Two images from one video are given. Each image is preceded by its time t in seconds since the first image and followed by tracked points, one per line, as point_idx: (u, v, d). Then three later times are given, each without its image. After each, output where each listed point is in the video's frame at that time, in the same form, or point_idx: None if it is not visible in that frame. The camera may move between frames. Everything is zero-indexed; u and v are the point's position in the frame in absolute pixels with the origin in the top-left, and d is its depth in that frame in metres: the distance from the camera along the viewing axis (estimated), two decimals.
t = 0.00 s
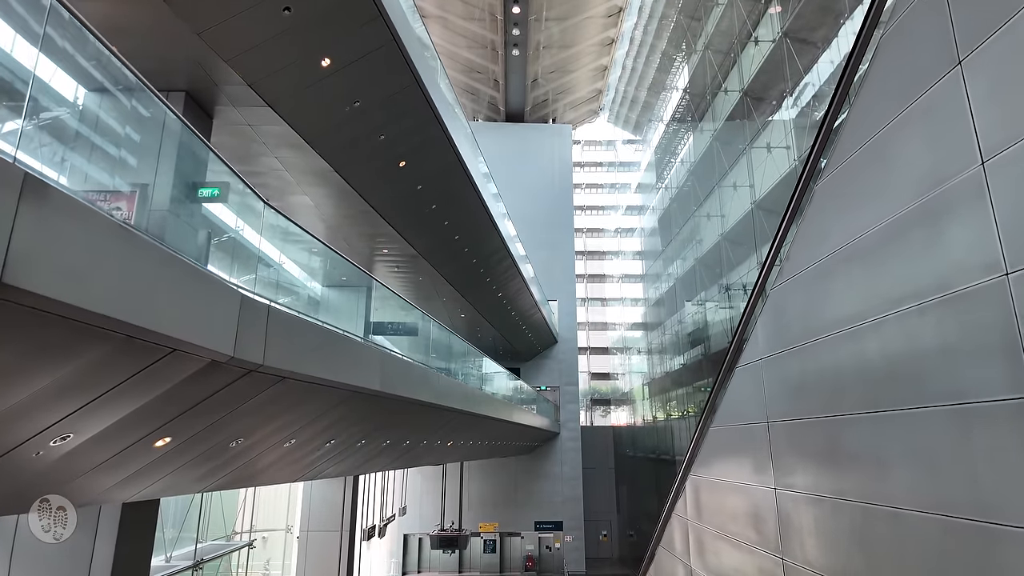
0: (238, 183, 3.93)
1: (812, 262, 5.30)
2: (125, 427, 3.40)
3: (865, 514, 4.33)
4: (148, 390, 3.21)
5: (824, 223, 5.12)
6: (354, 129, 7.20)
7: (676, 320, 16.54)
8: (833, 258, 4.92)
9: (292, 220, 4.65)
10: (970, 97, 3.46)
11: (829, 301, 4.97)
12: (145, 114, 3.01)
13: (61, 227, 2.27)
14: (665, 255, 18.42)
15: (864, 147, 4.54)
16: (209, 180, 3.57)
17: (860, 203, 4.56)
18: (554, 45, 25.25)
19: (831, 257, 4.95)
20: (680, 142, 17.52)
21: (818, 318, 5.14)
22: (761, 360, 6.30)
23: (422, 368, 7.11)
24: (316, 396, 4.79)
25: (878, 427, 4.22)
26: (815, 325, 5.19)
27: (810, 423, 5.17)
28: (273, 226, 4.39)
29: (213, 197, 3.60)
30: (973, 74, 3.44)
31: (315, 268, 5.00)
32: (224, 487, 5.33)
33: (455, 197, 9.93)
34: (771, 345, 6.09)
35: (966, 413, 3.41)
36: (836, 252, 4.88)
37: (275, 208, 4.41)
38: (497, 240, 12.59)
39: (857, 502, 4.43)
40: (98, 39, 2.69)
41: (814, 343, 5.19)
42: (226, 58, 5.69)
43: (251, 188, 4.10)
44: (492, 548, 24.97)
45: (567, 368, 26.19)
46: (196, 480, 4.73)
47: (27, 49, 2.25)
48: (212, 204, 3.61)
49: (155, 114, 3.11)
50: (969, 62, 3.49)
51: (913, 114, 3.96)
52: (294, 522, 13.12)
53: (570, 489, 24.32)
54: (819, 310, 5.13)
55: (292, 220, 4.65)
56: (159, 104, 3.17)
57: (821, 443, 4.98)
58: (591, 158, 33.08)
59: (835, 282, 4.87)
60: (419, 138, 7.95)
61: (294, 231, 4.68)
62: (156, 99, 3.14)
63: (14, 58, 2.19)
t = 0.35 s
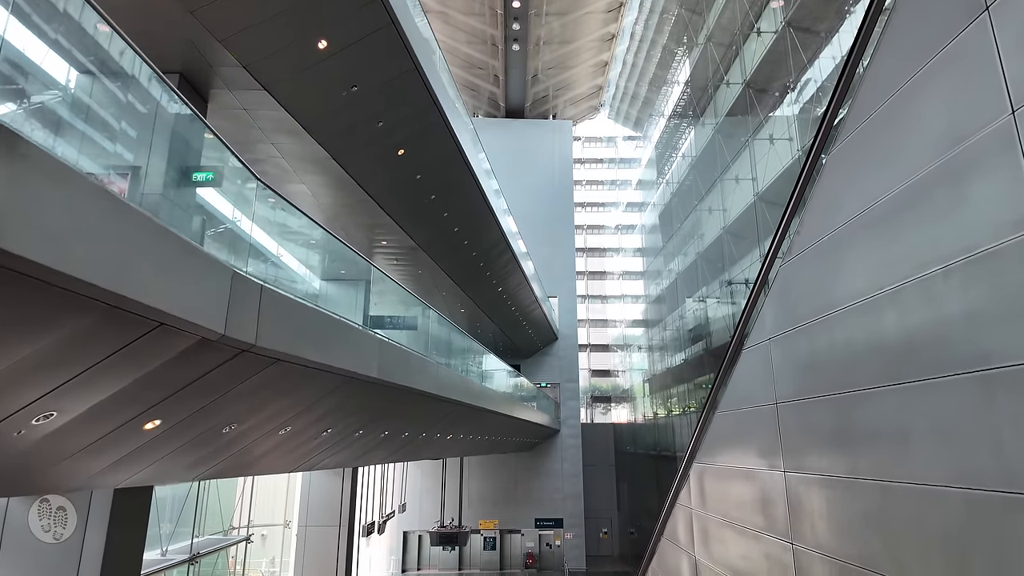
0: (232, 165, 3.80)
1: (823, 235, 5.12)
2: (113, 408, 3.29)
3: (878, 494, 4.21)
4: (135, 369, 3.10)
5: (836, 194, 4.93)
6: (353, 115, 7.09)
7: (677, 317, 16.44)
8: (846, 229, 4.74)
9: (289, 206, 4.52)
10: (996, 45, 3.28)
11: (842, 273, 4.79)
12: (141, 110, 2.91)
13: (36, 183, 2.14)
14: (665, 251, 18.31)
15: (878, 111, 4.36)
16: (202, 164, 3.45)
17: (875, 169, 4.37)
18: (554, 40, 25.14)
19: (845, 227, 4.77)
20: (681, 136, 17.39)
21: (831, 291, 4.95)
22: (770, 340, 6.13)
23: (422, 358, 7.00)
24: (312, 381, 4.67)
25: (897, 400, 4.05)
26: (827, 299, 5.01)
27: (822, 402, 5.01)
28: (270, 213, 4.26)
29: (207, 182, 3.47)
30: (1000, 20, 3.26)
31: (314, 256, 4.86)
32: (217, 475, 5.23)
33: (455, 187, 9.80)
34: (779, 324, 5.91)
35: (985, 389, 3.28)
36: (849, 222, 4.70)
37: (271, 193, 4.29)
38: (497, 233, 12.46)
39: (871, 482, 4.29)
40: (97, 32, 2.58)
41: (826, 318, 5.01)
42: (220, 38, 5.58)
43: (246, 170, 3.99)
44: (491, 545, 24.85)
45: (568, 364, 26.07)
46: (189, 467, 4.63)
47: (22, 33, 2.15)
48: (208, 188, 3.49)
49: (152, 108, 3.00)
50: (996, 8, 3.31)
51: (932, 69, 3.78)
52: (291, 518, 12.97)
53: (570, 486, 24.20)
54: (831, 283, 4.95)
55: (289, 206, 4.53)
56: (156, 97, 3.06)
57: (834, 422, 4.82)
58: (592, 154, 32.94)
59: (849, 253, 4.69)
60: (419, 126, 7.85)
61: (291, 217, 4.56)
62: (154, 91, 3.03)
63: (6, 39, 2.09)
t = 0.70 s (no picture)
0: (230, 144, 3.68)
1: (836, 198, 4.76)
2: (100, 383, 3.19)
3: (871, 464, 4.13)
4: (122, 341, 3.00)
5: (850, 154, 4.59)
6: (350, 96, 6.96)
7: (678, 310, 16.30)
8: (861, 189, 4.38)
9: (289, 187, 4.40)
10: None
11: (856, 237, 4.43)
12: (138, 103, 2.83)
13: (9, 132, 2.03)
14: (666, 243, 18.19)
15: (895, 63, 4.04)
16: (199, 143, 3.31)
17: (890, 124, 4.05)
18: (554, 30, 24.94)
19: (859, 188, 4.42)
20: (683, 126, 17.19)
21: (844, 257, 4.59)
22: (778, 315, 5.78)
23: (421, 343, 6.88)
24: (307, 361, 4.55)
25: (914, 367, 3.74)
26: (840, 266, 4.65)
27: (833, 375, 4.68)
28: (270, 194, 4.14)
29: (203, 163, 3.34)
30: None
31: (314, 241, 4.75)
32: (211, 459, 5.13)
33: (454, 173, 9.67)
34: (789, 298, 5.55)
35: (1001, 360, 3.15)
36: (864, 182, 4.35)
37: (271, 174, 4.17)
38: (498, 221, 12.33)
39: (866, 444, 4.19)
40: (94, 21, 2.51)
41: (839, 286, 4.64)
42: (214, 12, 5.45)
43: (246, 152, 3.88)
44: (491, 537, 24.46)
45: (569, 357, 25.95)
46: (181, 449, 4.53)
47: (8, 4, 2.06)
48: (202, 168, 3.36)
49: (148, 101, 2.91)
50: None
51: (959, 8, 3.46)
52: (290, 509, 12.90)
53: (571, 478, 24.16)
54: (845, 249, 4.58)
55: (289, 187, 4.41)
56: (154, 93, 2.98)
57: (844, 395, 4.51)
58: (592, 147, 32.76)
59: (864, 215, 4.34)
60: (418, 109, 7.72)
61: (292, 199, 4.44)
62: (151, 85, 2.94)
63: None
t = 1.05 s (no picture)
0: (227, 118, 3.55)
1: (850, 156, 4.52)
2: (89, 349, 3.08)
3: (881, 428, 4.01)
4: (112, 304, 2.89)
5: (863, 113, 4.39)
6: (349, 70, 6.79)
7: (679, 297, 16.14)
8: (879, 144, 4.14)
9: (289, 165, 4.26)
10: None
11: (874, 194, 4.20)
12: (130, 87, 2.69)
13: None
14: (668, 229, 18.03)
15: (913, 14, 3.86)
16: (191, 116, 3.18)
17: (908, 75, 3.87)
18: (555, 13, 24.55)
19: (877, 142, 4.18)
20: (686, 110, 16.94)
21: (861, 215, 4.35)
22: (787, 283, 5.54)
23: (421, 323, 6.78)
24: (307, 334, 4.46)
25: (938, 325, 3.54)
26: (856, 225, 4.41)
27: (848, 337, 4.46)
28: (268, 173, 4.00)
29: (195, 137, 3.21)
30: None
31: (313, 222, 4.61)
32: (207, 436, 5.04)
33: (455, 152, 9.51)
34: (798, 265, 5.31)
35: None
36: (883, 136, 4.10)
37: (269, 151, 4.02)
38: (498, 203, 12.19)
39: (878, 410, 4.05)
40: (88, 5, 2.39)
41: (855, 246, 4.40)
42: None
43: (243, 128, 3.74)
44: (492, 523, 24.53)
45: (569, 345, 25.96)
46: (176, 424, 4.44)
47: None
48: (194, 142, 3.21)
49: (140, 86, 2.77)
50: None
51: None
52: (290, 492, 12.86)
53: (571, 464, 24.20)
54: (862, 207, 4.34)
55: (289, 165, 4.26)
56: (149, 79, 2.83)
57: (859, 359, 4.31)
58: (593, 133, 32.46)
59: (882, 170, 4.11)
60: (420, 86, 7.56)
61: (291, 178, 4.30)
62: (145, 70, 2.79)
63: None
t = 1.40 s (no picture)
0: (222, 95, 3.35)
1: (869, 94, 3.69)
2: (76, 309, 2.96)
3: (909, 381, 3.20)
4: (95, 262, 2.75)
5: (885, 48, 3.57)
6: (344, 38, 6.59)
7: (681, 280, 15.99)
8: (905, 83, 3.34)
9: (286, 147, 4.07)
10: None
11: (891, 140, 3.44)
12: (119, 66, 2.60)
13: None
14: (669, 212, 17.84)
15: None
16: (183, 84, 3.03)
17: None
18: None
19: (905, 72, 3.34)
20: (689, 90, 16.66)
21: (874, 164, 3.62)
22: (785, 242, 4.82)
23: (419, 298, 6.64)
24: (302, 303, 4.33)
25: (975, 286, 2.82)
26: (866, 175, 3.69)
27: (857, 300, 3.74)
28: (262, 155, 3.84)
29: (188, 109, 3.08)
30: None
31: (308, 203, 4.44)
32: (202, 409, 4.94)
33: (454, 128, 9.30)
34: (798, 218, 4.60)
35: None
36: (909, 73, 3.31)
37: (267, 133, 3.83)
38: (499, 182, 12.00)
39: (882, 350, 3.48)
40: None
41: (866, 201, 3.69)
42: None
43: (239, 108, 3.53)
44: (493, 505, 24.57)
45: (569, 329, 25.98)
46: (169, 395, 4.33)
47: None
48: (186, 114, 3.07)
49: (131, 67, 2.68)
50: None
51: None
52: (290, 473, 12.85)
53: (572, 447, 24.26)
54: (876, 157, 3.58)
55: (286, 147, 4.08)
56: (141, 59, 2.73)
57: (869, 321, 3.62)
58: (595, 115, 32.10)
59: (910, 104, 3.29)
60: (419, 57, 7.34)
61: (287, 159, 4.13)
62: (138, 50, 2.69)
63: None
